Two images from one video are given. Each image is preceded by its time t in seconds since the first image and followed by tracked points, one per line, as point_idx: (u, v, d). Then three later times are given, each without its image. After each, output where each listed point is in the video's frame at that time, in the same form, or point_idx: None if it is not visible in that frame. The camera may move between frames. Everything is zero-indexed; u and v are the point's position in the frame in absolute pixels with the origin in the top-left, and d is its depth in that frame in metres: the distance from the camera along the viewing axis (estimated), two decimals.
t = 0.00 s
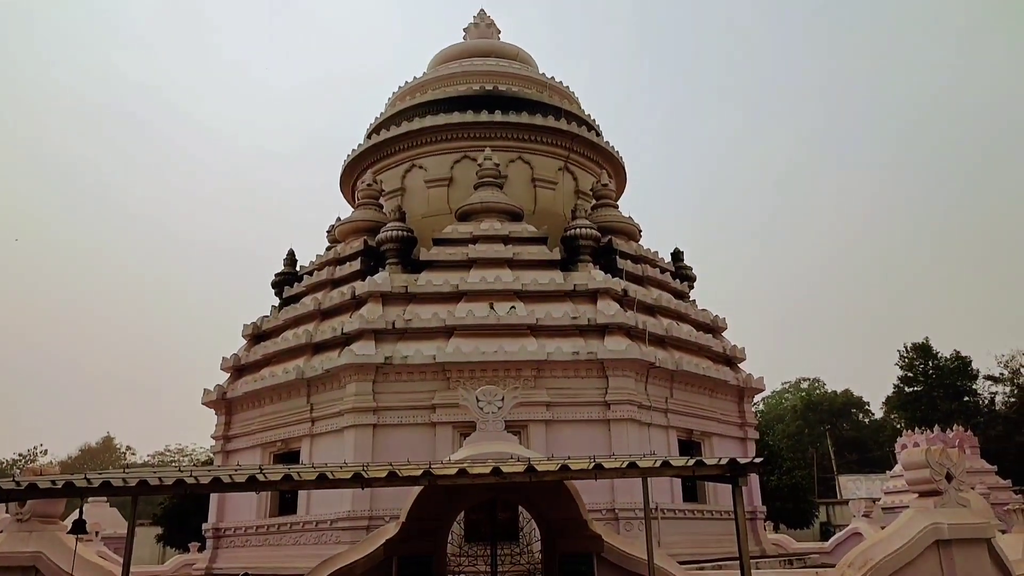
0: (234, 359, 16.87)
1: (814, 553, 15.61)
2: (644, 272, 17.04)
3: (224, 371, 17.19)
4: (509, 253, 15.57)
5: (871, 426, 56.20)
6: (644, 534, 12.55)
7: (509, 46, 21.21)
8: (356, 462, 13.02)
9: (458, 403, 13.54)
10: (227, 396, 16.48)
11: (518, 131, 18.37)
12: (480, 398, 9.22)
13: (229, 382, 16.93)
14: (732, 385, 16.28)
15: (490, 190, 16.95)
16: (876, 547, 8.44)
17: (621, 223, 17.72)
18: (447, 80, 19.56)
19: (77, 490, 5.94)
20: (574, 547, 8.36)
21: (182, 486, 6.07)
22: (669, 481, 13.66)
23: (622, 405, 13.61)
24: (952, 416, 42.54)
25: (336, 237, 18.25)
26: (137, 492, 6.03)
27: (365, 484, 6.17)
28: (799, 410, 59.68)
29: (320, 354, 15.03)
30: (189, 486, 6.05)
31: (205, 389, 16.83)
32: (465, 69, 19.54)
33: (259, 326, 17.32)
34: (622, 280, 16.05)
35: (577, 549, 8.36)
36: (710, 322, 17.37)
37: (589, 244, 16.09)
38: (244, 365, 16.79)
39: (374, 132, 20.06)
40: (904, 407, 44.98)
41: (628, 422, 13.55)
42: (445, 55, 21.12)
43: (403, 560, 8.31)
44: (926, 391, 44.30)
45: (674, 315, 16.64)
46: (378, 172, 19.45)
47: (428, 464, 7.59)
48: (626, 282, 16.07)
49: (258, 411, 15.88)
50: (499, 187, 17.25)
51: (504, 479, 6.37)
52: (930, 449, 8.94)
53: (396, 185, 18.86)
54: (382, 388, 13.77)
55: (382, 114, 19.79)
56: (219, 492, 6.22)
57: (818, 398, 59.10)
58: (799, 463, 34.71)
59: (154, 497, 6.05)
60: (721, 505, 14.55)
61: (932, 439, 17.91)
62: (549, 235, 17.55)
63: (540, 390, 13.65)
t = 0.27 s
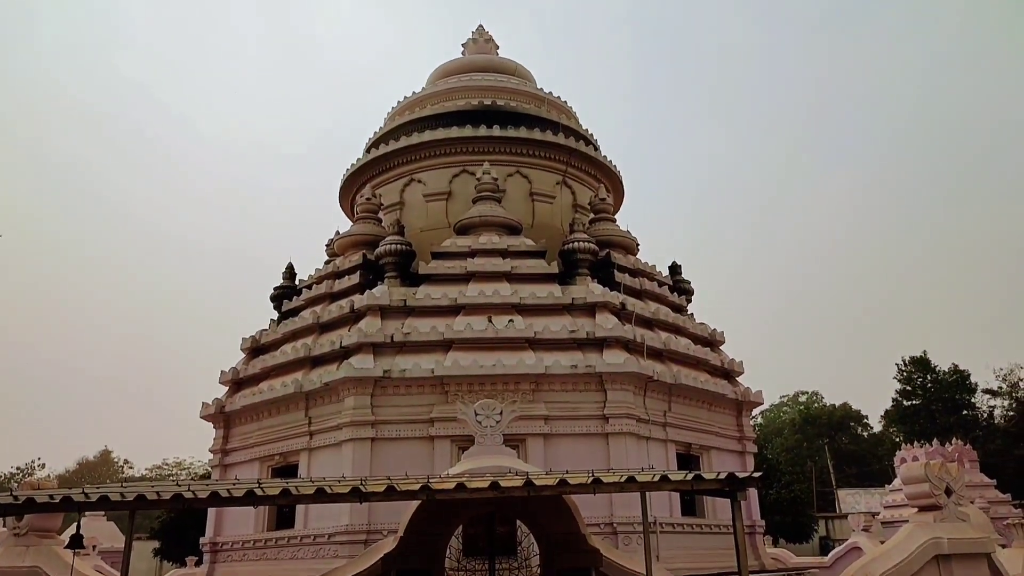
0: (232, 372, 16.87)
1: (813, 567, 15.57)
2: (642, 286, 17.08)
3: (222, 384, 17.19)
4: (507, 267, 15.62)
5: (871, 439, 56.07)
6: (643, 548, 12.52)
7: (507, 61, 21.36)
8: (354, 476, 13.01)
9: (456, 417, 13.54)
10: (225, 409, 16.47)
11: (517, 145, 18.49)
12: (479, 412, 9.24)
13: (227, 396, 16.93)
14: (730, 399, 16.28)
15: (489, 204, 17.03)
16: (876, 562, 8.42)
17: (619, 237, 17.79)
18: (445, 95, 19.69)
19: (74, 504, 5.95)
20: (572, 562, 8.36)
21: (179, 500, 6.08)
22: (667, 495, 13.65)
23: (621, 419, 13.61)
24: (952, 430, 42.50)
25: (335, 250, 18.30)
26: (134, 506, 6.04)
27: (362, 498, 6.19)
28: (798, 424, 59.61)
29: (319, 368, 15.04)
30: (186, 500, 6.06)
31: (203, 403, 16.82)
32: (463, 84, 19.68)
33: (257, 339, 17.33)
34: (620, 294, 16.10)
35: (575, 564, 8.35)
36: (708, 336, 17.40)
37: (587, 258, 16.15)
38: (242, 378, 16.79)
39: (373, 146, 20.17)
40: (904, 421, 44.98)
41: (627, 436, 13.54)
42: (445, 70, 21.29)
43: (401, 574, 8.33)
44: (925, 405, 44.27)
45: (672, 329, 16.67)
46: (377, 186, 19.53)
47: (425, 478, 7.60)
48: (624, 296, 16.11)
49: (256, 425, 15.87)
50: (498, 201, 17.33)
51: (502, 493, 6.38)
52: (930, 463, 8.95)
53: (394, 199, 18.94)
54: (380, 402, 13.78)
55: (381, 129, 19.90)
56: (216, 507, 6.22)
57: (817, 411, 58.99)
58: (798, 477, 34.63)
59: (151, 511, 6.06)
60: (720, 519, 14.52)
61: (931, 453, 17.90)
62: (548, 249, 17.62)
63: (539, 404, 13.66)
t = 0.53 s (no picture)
0: (231, 382, 16.87)
1: None
2: (641, 296, 17.12)
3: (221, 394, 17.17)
4: (506, 277, 15.65)
5: (870, 449, 55.99)
6: (642, 559, 12.49)
7: (507, 73, 21.47)
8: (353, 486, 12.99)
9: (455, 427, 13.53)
10: (224, 419, 16.45)
11: (516, 156, 18.56)
12: (478, 422, 9.24)
13: (226, 405, 16.91)
14: (729, 409, 16.29)
15: (488, 214, 17.08)
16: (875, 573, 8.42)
17: (618, 246, 17.83)
18: (445, 106, 19.79)
19: (73, 514, 5.94)
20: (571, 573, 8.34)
21: (177, 510, 6.07)
22: (666, 505, 13.64)
23: (620, 429, 13.60)
24: (952, 440, 42.46)
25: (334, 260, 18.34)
26: (133, 516, 6.04)
27: (361, 508, 6.19)
28: (796, 434, 59.57)
29: (318, 377, 15.03)
30: (185, 510, 6.06)
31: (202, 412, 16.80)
32: (463, 95, 19.79)
33: (257, 349, 17.33)
34: (619, 304, 16.12)
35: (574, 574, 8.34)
36: (706, 346, 17.42)
37: (586, 268, 16.18)
38: (241, 388, 16.78)
39: (373, 156, 20.24)
40: (903, 431, 44.96)
41: (626, 445, 13.54)
42: (445, 81, 21.40)
43: None
44: (925, 415, 44.18)
45: (670, 338, 16.69)
46: (376, 196, 19.59)
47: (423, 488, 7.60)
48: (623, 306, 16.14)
49: (255, 435, 15.85)
50: (497, 211, 17.39)
51: (501, 504, 6.38)
52: (930, 474, 8.95)
53: (394, 209, 18.99)
54: (379, 411, 13.78)
55: (381, 140, 19.98)
56: (215, 517, 6.21)
57: (816, 421, 58.92)
58: (798, 488, 34.56)
59: (150, 521, 6.05)
60: (719, 529, 14.49)
61: (930, 463, 17.89)
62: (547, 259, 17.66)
63: (538, 414, 13.66)
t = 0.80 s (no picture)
0: (231, 391, 16.85)
1: None
2: (640, 305, 17.14)
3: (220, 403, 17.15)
4: (506, 286, 15.67)
5: (870, 459, 55.91)
6: (642, 570, 12.46)
7: (506, 83, 21.56)
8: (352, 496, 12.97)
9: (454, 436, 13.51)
10: (223, 428, 16.43)
11: (516, 165, 18.62)
12: (477, 432, 9.23)
13: (226, 414, 16.89)
14: (729, 418, 16.29)
15: (487, 223, 17.12)
16: None
17: (617, 256, 17.86)
18: (445, 116, 19.86)
19: (71, 524, 5.94)
20: None
21: (176, 520, 6.07)
22: (666, 515, 13.61)
23: (619, 438, 13.60)
24: (951, 449, 42.40)
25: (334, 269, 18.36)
26: (132, 526, 6.03)
27: (360, 518, 6.19)
28: (795, 444, 59.53)
29: (317, 387, 15.02)
30: (184, 520, 6.05)
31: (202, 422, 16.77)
32: (463, 105, 19.86)
33: (256, 358, 17.33)
34: (618, 313, 16.14)
35: None
36: (706, 355, 17.43)
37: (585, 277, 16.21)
38: (241, 397, 16.76)
39: (373, 166, 20.30)
40: (903, 440, 44.89)
41: (625, 455, 13.53)
42: (445, 91, 21.48)
43: None
44: (924, 424, 44.14)
45: (670, 348, 16.70)
46: (376, 206, 19.64)
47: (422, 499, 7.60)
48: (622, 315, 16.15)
49: (254, 444, 15.82)
50: (497, 220, 17.43)
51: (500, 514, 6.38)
52: (929, 484, 8.95)
53: (394, 219, 19.03)
54: (378, 421, 13.77)
55: (381, 149, 20.04)
56: (214, 527, 6.20)
57: (815, 430, 58.86)
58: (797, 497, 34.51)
59: (149, 531, 6.05)
60: (719, 539, 14.46)
61: (929, 473, 17.88)
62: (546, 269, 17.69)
63: (537, 423, 13.65)
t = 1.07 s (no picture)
0: (231, 398, 16.83)
1: None
2: (641, 311, 17.13)
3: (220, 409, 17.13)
4: (506, 292, 15.67)
5: (871, 466, 55.80)
6: None
7: (507, 90, 21.61)
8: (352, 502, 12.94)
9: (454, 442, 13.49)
10: (223, 434, 16.40)
11: (516, 172, 18.64)
12: (478, 438, 9.22)
13: (226, 421, 16.87)
14: (729, 425, 16.26)
15: (488, 230, 17.13)
16: None
17: (618, 262, 17.86)
18: (445, 123, 19.90)
19: (71, 532, 5.92)
20: None
21: (176, 527, 6.05)
22: (666, 522, 13.57)
23: (620, 445, 13.57)
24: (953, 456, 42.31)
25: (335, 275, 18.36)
26: (131, 534, 6.02)
27: (360, 526, 6.17)
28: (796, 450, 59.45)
29: (318, 393, 15.01)
30: (183, 527, 6.04)
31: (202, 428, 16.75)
32: (463, 112, 19.90)
33: (256, 364, 17.32)
34: (619, 319, 16.13)
35: None
36: (706, 361, 17.41)
37: (585, 283, 16.21)
38: (241, 403, 16.74)
39: (373, 172, 20.32)
40: (904, 447, 44.84)
41: (626, 461, 13.50)
42: (445, 97, 21.52)
43: None
44: (924, 431, 44.07)
45: (670, 354, 16.68)
46: (376, 212, 19.65)
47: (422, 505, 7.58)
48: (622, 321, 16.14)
49: (254, 451, 15.80)
50: (497, 226, 17.44)
51: (500, 521, 6.37)
52: (931, 491, 8.93)
53: (394, 225, 19.04)
54: (378, 427, 13.74)
55: (381, 156, 20.07)
56: (213, 534, 6.19)
57: (816, 437, 58.78)
58: (798, 504, 34.43)
59: (148, 538, 6.04)
60: (720, 546, 14.41)
61: (930, 480, 17.84)
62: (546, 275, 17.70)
63: (538, 430, 13.62)
